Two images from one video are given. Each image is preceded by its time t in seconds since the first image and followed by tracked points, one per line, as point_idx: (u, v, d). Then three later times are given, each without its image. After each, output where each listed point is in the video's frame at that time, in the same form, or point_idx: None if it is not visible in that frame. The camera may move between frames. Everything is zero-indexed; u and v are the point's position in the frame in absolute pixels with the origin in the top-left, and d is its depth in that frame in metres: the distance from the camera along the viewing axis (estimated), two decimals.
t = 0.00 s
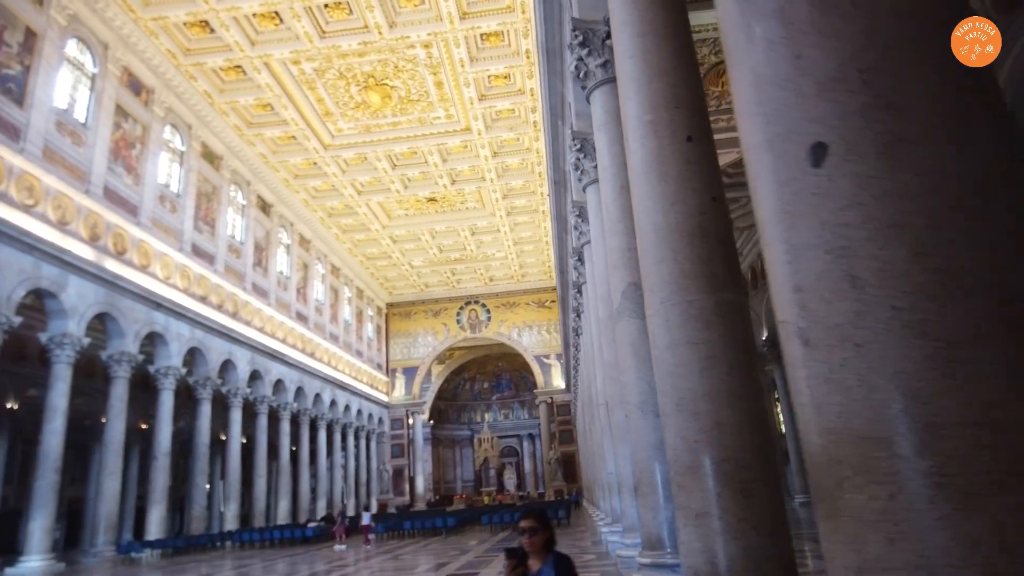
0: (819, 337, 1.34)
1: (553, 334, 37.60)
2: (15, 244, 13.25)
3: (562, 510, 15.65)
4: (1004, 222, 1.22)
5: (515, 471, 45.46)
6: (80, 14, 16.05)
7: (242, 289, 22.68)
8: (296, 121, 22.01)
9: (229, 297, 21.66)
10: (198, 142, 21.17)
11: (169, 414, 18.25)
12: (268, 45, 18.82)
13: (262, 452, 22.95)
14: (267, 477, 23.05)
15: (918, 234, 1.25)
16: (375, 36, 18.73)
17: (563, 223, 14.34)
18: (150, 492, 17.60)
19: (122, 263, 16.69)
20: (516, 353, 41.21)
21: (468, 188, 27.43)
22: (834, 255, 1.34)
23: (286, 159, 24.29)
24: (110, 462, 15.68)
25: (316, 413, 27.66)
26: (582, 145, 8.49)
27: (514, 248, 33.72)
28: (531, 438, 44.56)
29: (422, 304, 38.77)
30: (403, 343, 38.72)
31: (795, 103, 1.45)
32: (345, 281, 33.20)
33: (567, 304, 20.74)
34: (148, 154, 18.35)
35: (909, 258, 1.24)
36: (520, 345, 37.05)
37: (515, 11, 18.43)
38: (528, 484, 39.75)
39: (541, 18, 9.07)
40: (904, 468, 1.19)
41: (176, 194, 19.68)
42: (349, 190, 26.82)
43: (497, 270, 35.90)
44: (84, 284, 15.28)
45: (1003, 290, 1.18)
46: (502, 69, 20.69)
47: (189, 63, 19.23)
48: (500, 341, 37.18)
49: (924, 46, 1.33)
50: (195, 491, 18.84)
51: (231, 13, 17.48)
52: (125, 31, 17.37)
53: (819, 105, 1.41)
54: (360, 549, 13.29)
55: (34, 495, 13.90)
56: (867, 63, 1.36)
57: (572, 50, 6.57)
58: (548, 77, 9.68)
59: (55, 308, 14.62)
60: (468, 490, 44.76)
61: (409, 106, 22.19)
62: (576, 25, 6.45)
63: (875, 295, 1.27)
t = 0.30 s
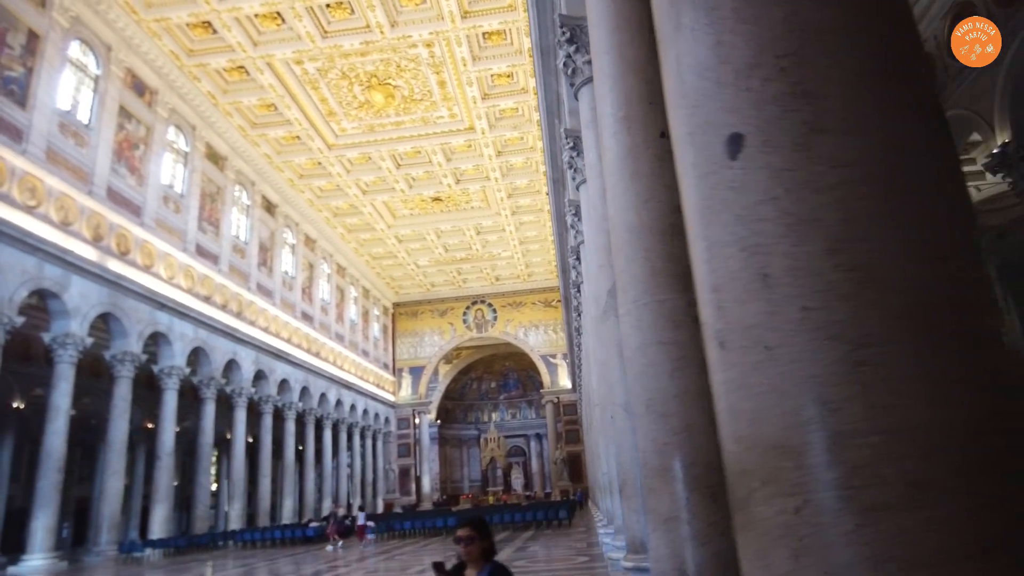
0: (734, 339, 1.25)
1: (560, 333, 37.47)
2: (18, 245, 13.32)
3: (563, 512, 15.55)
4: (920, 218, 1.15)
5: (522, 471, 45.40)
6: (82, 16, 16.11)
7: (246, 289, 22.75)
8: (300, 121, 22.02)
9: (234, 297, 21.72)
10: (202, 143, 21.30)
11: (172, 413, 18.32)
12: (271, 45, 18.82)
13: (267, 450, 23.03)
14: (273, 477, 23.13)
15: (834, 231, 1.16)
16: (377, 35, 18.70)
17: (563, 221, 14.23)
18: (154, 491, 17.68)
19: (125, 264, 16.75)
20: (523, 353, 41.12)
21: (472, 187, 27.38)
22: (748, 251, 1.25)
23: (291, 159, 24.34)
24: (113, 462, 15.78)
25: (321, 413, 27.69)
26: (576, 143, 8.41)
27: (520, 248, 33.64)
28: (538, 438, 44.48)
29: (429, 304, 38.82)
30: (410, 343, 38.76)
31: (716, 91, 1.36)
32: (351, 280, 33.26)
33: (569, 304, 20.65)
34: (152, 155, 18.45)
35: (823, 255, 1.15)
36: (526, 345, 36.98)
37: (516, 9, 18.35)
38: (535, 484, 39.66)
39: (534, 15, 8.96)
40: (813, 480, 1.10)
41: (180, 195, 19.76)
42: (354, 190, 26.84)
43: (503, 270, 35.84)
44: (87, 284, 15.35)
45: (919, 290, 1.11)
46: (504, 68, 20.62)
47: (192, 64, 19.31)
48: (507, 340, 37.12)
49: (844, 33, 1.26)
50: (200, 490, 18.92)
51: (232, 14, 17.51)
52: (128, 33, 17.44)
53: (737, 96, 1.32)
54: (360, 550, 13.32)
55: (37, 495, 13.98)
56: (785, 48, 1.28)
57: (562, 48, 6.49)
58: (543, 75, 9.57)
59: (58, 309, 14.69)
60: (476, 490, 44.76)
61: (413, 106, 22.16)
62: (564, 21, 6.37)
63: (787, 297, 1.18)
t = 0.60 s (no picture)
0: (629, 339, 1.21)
1: (567, 334, 37.38)
2: (24, 249, 13.45)
3: (565, 514, 15.47)
4: (813, 216, 1.11)
5: (531, 472, 45.33)
6: (87, 21, 16.24)
7: (252, 291, 22.87)
8: (304, 124, 22.08)
9: (239, 299, 21.83)
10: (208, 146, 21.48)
11: (178, 415, 18.43)
12: (274, 49, 18.87)
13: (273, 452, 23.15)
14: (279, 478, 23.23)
15: (724, 225, 1.12)
16: (379, 38, 18.74)
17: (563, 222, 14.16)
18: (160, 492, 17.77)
19: (129, 267, 16.85)
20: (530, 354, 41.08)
21: (477, 189, 27.38)
22: (643, 249, 1.19)
23: (296, 162, 24.44)
24: (119, 463, 15.90)
25: (328, 414, 27.74)
26: (568, 143, 8.36)
27: (526, 249, 33.60)
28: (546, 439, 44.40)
29: (436, 305, 38.87)
30: (417, 344, 38.83)
31: (618, 83, 1.32)
32: (357, 282, 33.36)
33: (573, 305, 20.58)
34: (157, 158, 18.58)
35: (712, 254, 1.11)
36: (533, 346, 36.94)
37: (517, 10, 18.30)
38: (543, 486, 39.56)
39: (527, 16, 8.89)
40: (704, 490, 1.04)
41: (185, 198, 19.90)
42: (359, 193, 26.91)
43: (510, 271, 35.82)
44: (92, 287, 15.46)
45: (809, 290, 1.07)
46: (507, 69, 20.60)
47: (197, 68, 19.44)
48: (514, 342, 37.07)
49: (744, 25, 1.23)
50: (206, 491, 19.00)
51: (235, 17, 17.58)
52: (132, 37, 17.59)
53: (638, 89, 1.28)
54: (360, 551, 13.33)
55: (43, 495, 14.09)
56: (684, 38, 1.24)
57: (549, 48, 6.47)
58: (538, 77, 9.51)
59: (63, 312, 14.79)
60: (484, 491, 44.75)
61: (416, 108, 22.19)
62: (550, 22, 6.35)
63: (677, 296, 1.13)
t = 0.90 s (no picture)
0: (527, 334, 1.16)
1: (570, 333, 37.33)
2: (22, 247, 13.48)
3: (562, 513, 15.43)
4: (704, 210, 1.06)
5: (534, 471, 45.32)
6: (85, 20, 16.27)
7: (253, 289, 22.93)
8: (304, 122, 22.04)
9: (240, 297, 21.87)
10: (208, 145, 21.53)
11: (178, 413, 18.46)
12: (272, 47, 18.79)
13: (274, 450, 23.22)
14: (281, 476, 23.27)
15: (615, 216, 1.07)
16: (377, 35, 18.69)
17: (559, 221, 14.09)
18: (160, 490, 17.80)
19: (129, 266, 16.87)
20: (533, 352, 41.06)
21: (478, 187, 27.34)
22: (540, 243, 1.15)
23: (297, 160, 24.43)
24: (118, 461, 15.94)
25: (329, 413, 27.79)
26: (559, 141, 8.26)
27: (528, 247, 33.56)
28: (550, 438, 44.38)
29: (439, 303, 38.91)
30: (420, 342, 38.87)
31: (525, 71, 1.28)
32: (360, 280, 33.40)
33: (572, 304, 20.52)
34: (156, 157, 18.64)
35: (601, 247, 1.07)
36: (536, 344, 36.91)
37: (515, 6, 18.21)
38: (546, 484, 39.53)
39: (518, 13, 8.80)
40: (584, 496, 0.99)
41: (185, 197, 19.95)
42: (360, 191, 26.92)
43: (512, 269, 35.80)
44: (91, 286, 15.48)
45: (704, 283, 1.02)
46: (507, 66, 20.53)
47: (196, 67, 19.44)
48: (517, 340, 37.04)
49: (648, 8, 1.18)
50: (206, 489, 19.04)
51: (233, 16, 17.52)
52: (131, 36, 17.62)
53: (542, 77, 1.24)
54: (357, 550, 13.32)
55: (42, 493, 14.13)
56: (585, 22, 1.20)
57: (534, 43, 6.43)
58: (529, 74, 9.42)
59: (61, 310, 14.81)
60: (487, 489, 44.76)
61: (416, 106, 22.09)
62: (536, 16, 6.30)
63: (567, 289, 1.09)
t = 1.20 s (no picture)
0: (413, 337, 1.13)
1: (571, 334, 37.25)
2: (18, 247, 13.46)
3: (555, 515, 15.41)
4: (589, 211, 1.02)
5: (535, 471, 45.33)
6: (84, 21, 16.31)
7: (252, 289, 22.99)
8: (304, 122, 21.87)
9: (240, 297, 21.91)
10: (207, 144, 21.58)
11: (177, 412, 18.48)
12: (272, 47, 18.59)
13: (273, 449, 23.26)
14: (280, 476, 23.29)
15: (492, 217, 1.04)
16: (376, 35, 18.41)
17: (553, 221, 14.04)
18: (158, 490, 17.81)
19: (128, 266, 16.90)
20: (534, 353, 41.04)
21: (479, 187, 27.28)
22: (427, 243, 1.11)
23: (297, 160, 24.37)
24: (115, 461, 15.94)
25: (329, 413, 27.81)
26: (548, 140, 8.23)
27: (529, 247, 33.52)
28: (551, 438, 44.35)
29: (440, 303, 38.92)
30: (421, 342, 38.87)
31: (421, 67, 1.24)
32: (361, 280, 33.45)
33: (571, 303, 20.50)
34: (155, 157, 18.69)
35: (478, 250, 1.03)
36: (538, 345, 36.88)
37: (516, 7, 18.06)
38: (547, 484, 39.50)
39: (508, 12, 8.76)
40: (453, 508, 0.95)
41: (184, 197, 19.96)
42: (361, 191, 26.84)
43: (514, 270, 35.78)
44: (88, 285, 15.46)
45: (584, 286, 0.98)
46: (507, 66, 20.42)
47: (196, 67, 19.37)
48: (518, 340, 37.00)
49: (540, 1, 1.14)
50: (204, 489, 19.05)
51: (232, 16, 17.41)
52: (130, 36, 17.69)
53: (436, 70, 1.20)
54: (351, 552, 13.28)
55: (38, 492, 14.12)
56: (477, 16, 1.16)
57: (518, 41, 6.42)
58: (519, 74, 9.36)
59: (59, 309, 14.82)
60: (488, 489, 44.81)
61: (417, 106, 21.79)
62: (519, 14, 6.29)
63: (445, 292, 1.05)
